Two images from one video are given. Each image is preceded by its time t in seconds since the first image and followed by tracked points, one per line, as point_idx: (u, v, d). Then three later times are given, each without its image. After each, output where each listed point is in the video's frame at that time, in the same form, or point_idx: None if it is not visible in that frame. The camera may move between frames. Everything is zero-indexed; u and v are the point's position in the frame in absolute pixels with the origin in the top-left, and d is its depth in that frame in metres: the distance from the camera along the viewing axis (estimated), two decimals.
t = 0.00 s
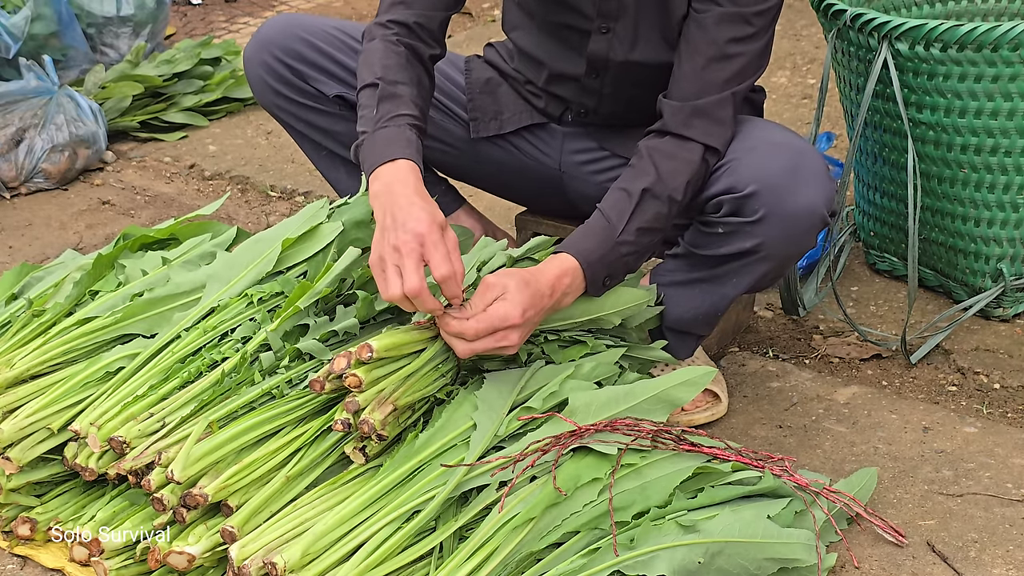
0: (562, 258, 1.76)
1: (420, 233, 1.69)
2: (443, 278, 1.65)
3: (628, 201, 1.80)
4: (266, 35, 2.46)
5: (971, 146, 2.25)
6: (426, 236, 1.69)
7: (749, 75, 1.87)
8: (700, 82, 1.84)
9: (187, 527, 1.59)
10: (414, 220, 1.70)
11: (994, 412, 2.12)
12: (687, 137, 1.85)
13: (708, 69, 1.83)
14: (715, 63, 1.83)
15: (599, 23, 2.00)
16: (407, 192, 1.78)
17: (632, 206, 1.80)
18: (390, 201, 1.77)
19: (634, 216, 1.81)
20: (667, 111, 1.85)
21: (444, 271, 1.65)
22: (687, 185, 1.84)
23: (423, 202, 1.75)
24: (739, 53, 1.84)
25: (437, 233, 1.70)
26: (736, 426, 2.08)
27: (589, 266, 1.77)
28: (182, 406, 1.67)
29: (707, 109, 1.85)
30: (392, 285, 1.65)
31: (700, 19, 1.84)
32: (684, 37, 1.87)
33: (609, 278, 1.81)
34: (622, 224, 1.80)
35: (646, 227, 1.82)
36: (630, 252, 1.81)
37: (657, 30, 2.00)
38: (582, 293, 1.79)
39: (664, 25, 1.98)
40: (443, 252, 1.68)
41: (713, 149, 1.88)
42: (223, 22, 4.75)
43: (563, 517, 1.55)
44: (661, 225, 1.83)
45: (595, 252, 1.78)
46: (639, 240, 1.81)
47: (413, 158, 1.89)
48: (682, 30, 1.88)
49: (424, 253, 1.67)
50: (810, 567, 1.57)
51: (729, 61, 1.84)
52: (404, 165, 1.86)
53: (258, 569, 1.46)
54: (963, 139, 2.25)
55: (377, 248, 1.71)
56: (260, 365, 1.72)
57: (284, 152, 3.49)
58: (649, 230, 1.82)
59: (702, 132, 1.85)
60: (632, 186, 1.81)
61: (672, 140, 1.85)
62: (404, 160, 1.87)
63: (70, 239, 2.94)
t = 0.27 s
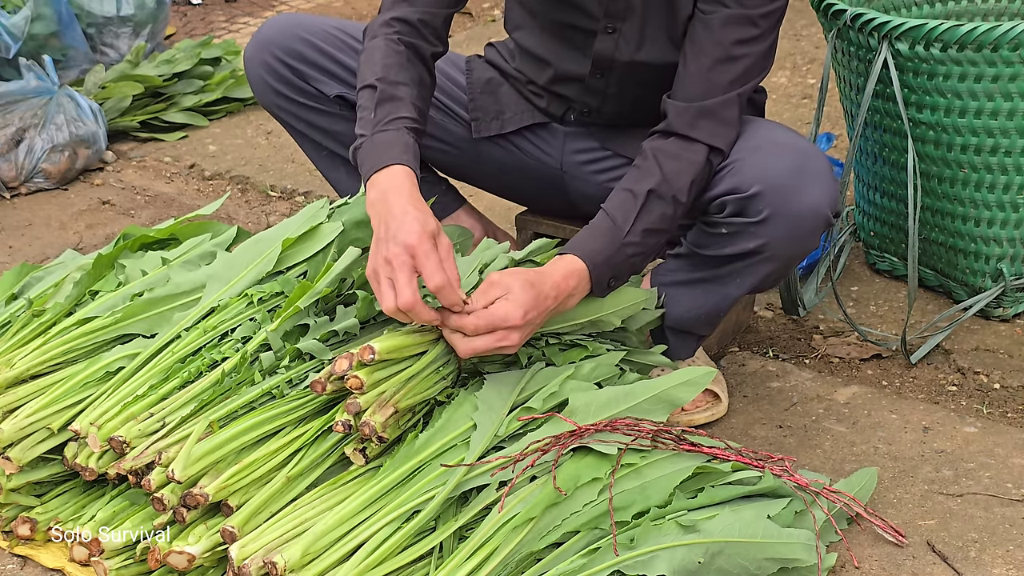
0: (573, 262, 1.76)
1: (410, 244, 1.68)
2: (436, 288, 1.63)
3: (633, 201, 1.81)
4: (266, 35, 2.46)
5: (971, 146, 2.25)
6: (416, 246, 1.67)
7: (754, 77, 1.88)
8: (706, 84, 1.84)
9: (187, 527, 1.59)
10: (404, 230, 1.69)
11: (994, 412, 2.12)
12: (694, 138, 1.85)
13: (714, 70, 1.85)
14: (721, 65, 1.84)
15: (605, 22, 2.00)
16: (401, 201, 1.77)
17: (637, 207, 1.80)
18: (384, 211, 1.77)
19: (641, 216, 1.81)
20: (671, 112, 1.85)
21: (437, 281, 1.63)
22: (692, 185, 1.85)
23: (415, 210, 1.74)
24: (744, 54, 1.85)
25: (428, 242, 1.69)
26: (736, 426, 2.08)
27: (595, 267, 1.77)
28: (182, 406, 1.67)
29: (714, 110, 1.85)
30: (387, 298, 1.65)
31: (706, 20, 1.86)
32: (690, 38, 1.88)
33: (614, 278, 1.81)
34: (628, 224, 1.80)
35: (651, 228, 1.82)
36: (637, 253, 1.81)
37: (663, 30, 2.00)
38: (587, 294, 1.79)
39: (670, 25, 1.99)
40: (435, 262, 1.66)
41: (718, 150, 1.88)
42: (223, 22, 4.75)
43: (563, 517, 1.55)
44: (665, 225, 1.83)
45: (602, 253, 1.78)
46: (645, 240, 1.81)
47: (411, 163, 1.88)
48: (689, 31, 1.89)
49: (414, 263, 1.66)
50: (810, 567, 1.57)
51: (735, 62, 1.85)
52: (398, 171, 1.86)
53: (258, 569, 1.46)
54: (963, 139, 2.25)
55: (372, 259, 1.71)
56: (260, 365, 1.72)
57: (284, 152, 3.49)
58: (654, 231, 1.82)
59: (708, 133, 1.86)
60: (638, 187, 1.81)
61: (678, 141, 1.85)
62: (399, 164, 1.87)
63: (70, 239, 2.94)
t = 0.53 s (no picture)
0: (574, 262, 1.75)
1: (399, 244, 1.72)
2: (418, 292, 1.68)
3: (632, 201, 1.81)
4: (266, 35, 2.46)
5: (971, 146, 2.25)
6: (406, 247, 1.71)
7: (752, 80, 1.88)
8: (706, 84, 1.85)
9: (187, 527, 1.59)
10: (396, 230, 1.73)
11: (994, 412, 2.12)
12: (693, 139, 1.85)
13: (715, 71, 1.85)
14: (721, 66, 1.85)
15: (606, 22, 2.00)
16: (394, 202, 1.81)
17: (636, 207, 1.80)
18: (377, 212, 1.80)
19: (639, 217, 1.81)
20: (671, 111, 1.86)
21: (420, 284, 1.68)
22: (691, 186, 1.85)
23: (407, 211, 1.78)
24: (745, 56, 1.85)
25: (418, 244, 1.73)
26: (736, 426, 2.08)
27: (593, 267, 1.77)
28: (182, 406, 1.67)
29: (714, 111, 1.85)
30: (376, 296, 1.68)
31: (707, 21, 1.86)
32: (691, 39, 1.88)
33: (613, 278, 1.81)
34: (627, 224, 1.80)
35: (650, 228, 1.82)
36: (635, 253, 1.81)
37: (664, 31, 2.00)
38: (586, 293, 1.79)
39: (671, 25, 1.99)
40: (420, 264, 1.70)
41: (717, 151, 1.88)
42: (223, 22, 4.75)
43: (563, 517, 1.55)
44: (665, 226, 1.84)
45: (601, 253, 1.78)
46: (643, 241, 1.82)
47: (405, 167, 1.90)
48: (689, 32, 1.89)
49: (403, 263, 1.70)
50: (810, 567, 1.57)
51: (736, 64, 1.85)
52: (393, 171, 1.88)
53: (258, 569, 1.46)
54: (963, 139, 2.25)
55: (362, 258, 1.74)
56: (260, 365, 1.72)
57: (284, 151, 3.49)
58: (653, 231, 1.82)
59: (708, 134, 1.86)
60: (637, 187, 1.81)
61: (677, 142, 1.85)
62: (393, 168, 1.89)
63: (70, 239, 2.94)
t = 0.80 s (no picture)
0: (570, 261, 1.75)
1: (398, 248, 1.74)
2: (418, 291, 1.68)
3: (630, 201, 1.80)
4: (266, 35, 2.46)
5: (971, 146, 2.25)
6: (403, 249, 1.74)
7: (752, 79, 1.88)
8: (705, 84, 1.84)
9: (187, 527, 1.59)
10: (394, 235, 1.76)
11: (994, 412, 2.12)
12: (692, 138, 1.85)
13: (714, 71, 1.85)
14: (721, 66, 1.85)
15: (604, 22, 2.00)
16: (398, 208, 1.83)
17: (635, 206, 1.80)
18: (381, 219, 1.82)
19: (638, 216, 1.81)
20: (671, 111, 1.86)
21: (419, 283, 1.68)
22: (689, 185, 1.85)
23: (405, 217, 1.80)
24: (744, 56, 1.85)
25: (416, 246, 1.74)
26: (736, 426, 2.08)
27: (592, 267, 1.77)
28: (182, 406, 1.67)
29: (712, 111, 1.85)
30: (380, 300, 1.71)
31: (706, 21, 1.85)
32: (690, 39, 1.88)
33: (612, 277, 1.81)
34: (625, 224, 1.79)
35: (649, 227, 1.82)
36: (633, 253, 1.81)
37: (663, 30, 2.00)
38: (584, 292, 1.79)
39: (671, 25, 1.98)
40: (419, 265, 1.71)
41: (716, 151, 1.88)
42: (223, 22, 4.75)
43: (563, 517, 1.55)
44: (663, 225, 1.83)
45: (598, 252, 1.77)
46: (642, 240, 1.81)
47: (414, 180, 1.90)
48: (688, 32, 1.89)
49: (402, 265, 1.72)
50: (810, 567, 1.57)
51: (734, 63, 1.85)
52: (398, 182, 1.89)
53: (258, 569, 1.46)
54: (963, 139, 2.25)
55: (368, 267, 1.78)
56: (260, 365, 1.72)
57: (284, 151, 3.49)
58: (652, 231, 1.82)
59: (707, 134, 1.86)
60: (635, 186, 1.81)
61: (676, 142, 1.86)
62: (401, 181, 1.89)
63: (70, 239, 2.94)
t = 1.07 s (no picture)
0: (574, 254, 1.75)
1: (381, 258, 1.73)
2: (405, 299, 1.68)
3: (635, 195, 1.81)
4: (266, 35, 2.46)
5: (971, 146, 2.25)
6: (384, 258, 1.72)
7: (754, 76, 1.88)
8: (705, 83, 1.84)
9: (187, 527, 1.59)
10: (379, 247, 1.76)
11: (994, 412, 2.12)
12: (694, 136, 1.86)
13: (714, 69, 1.84)
14: (721, 65, 1.84)
15: (604, 22, 2.01)
16: (389, 221, 1.83)
17: (639, 201, 1.80)
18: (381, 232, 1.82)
19: (641, 211, 1.81)
20: (674, 109, 1.85)
21: (404, 290, 1.68)
22: (691, 182, 1.85)
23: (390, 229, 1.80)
24: (743, 55, 1.85)
25: (399, 253, 1.73)
26: (736, 426, 2.08)
27: (597, 262, 1.77)
28: (182, 406, 1.67)
29: (713, 109, 1.85)
30: (375, 314, 1.71)
31: (706, 20, 1.85)
32: (690, 38, 1.88)
33: (616, 273, 1.81)
34: (629, 218, 1.79)
35: (653, 222, 1.82)
36: (637, 248, 1.81)
37: (662, 30, 2.00)
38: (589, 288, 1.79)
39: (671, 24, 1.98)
40: (404, 271, 1.70)
41: (720, 148, 1.88)
42: (222, 22, 4.75)
43: (563, 517, 1.55)
44: (666, 221, 1.84)
45: (601, 247, 1.77)
46: (646, 234, 1.82)
47: (414, 192, 1.90)
48: (688, 30, 1.89)
49: (386, 274, 1.71)
50: (810, 567, 1.57)
51: (734, 62, 1.85)
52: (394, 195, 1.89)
53: (257, 569, 1.46)
54: (963, 139, 2.25)
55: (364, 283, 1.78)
56: (260, 365, 1.72)
57: (284, 151, 3.49)
58: (655, 226, 1.82)
59: (708, 132, 1.86)
60: (639, 181, 1.81)
61: (678, 140, 1.86)
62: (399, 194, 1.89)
63: (70, 239, 2.94)
